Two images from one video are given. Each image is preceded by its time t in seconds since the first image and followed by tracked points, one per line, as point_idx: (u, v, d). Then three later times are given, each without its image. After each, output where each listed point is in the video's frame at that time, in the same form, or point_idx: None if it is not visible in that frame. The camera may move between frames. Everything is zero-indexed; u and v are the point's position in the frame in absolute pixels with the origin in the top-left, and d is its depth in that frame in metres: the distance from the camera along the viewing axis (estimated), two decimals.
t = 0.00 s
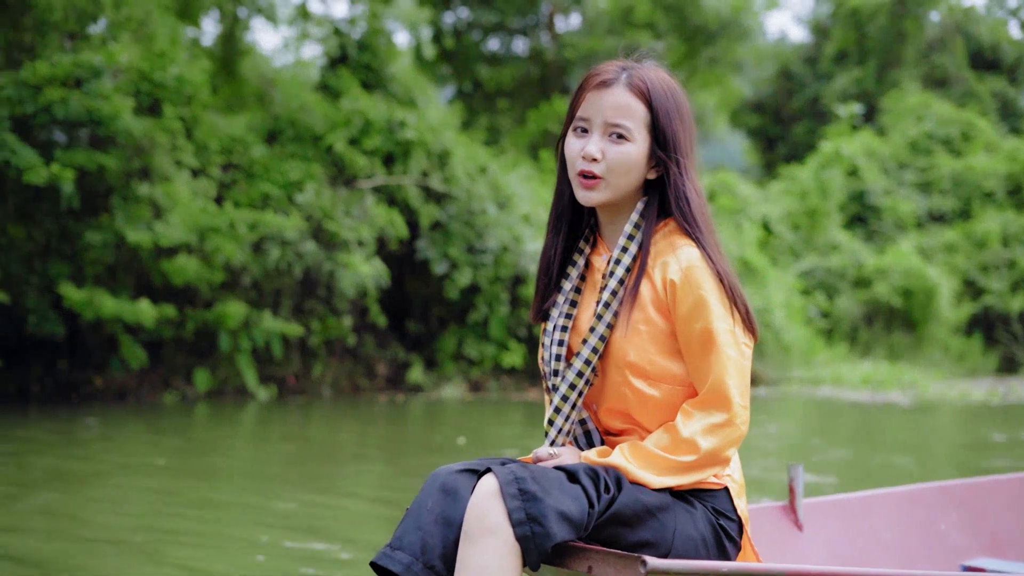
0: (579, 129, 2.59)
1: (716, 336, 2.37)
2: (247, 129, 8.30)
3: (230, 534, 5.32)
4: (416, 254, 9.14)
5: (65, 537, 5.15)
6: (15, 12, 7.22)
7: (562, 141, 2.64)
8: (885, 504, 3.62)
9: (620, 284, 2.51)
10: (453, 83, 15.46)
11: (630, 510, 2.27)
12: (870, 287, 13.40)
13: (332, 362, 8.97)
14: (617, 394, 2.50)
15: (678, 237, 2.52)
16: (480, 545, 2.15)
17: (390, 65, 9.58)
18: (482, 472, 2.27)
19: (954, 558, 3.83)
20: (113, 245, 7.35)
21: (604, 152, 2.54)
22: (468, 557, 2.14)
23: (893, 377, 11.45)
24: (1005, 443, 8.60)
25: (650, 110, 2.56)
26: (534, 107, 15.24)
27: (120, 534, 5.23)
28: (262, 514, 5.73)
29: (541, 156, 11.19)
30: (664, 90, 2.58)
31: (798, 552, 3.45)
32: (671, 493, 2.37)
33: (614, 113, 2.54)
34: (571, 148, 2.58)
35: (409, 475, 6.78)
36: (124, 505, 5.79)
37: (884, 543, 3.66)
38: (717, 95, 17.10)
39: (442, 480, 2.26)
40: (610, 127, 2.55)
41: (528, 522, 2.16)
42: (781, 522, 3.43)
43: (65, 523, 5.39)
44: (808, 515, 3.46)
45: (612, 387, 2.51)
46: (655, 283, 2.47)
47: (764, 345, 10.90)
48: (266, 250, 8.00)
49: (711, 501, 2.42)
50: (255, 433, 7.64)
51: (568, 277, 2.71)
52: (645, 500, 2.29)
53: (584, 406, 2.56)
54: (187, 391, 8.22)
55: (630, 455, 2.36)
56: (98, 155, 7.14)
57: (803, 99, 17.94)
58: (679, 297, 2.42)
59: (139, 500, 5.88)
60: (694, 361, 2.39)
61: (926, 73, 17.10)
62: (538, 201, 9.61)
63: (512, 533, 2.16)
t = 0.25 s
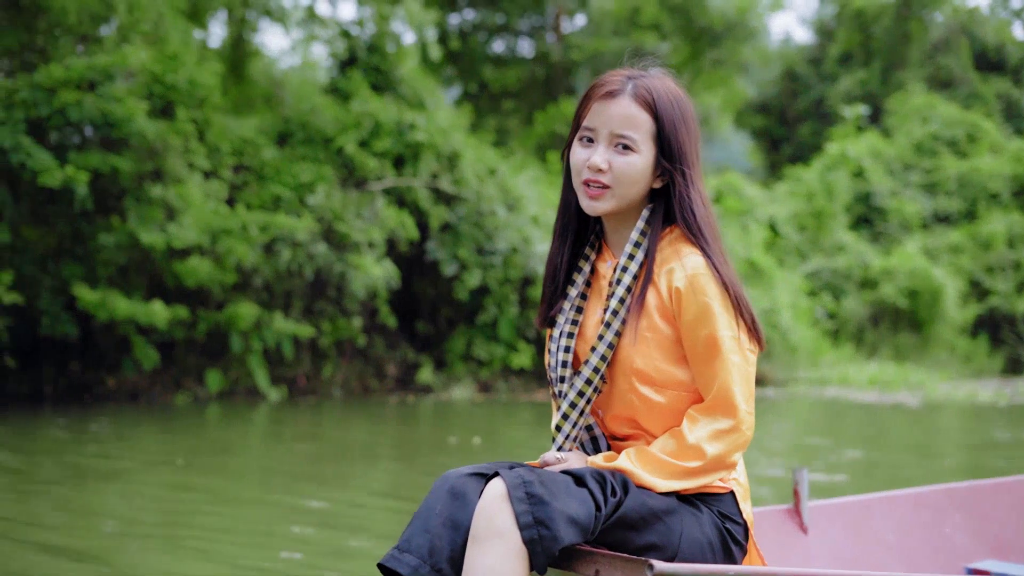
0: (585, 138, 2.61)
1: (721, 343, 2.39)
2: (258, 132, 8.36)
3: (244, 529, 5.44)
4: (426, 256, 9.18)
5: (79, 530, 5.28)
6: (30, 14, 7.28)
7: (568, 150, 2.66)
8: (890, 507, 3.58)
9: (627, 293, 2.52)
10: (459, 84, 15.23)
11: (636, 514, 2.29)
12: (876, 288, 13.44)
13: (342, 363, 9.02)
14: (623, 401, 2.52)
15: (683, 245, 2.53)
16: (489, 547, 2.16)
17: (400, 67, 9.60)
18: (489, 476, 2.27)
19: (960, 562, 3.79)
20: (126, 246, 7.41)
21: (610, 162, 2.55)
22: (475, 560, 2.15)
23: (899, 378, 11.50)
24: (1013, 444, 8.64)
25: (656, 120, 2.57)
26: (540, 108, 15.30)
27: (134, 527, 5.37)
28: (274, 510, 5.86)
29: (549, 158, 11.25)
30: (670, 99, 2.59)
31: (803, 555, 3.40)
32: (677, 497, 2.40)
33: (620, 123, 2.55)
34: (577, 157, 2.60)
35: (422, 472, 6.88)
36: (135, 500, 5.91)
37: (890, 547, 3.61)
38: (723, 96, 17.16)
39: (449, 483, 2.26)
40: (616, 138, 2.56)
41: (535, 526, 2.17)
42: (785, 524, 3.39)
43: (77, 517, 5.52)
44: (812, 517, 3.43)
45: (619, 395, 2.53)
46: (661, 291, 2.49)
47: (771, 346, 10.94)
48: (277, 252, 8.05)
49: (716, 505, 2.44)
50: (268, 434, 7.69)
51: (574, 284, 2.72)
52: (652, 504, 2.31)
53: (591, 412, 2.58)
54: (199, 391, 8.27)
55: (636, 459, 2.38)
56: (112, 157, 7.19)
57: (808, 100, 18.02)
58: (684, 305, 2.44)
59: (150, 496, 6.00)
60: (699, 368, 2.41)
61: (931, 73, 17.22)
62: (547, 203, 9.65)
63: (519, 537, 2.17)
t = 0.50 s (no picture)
0: (593, 145, 2.61)
1: (726, 350, 2.40)
2: (269, 134, 8.41)
3: (258, 524, 5.55)
4: (436, 257, 9.23)
5: (92, 524, 5.41)
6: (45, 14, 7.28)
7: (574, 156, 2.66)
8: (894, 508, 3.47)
9: (633, 299, 2.52)
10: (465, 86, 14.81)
11: (641, 517, 2.30)
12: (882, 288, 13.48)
13: (352, 363, 9.07)
14: (629, 407, 2.53)
15: (688, 252, 2.54)
16: (495, 551, 2.15)
17: (409, 69, 9.72)
18: (496, 481, 2.28)
19: (962, 563, 3.71)
20: (140, 248, 7.48)
21: (618, 170, 2.56)
22: (482, 563, 2.15)
23: (907, 378, 11.54)
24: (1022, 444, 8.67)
25: (664, 128, 2.57)
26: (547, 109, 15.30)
27: (146, 521, 5.49)
28: (285, 506, 5.98)
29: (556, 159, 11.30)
30: (678, 107, 2.59)
31: (805, 557, 3.30)
32: (683, 500, 2.41)
33: (628, 132, 2.56)
34: (584, 164, 2.60)
35: (436, 469, 7.00)
36: (144, 496, 6.02)
37: (894, 548, 3.53)
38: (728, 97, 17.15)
39: (455, 488, 2.27)
40: (624, 146, 2.57)
41: (541, 530, 2.16)
42: (790, 526, 3.27)
43: (87, 512, 5.64)
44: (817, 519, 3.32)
45: (626, 400, 2.54)
46: (666, 298, 2.50)
47: (779, 346, 10.99)
48: (289, 253, 8.10)
49: (721, 508, 2.44)
50: (282, 434, 7.74)
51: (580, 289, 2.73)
52: (657, 507, 2.32)
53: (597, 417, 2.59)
54: (211, 392, 8.32)
55: (642, 463, 2.40)
56: (126, 160, 7.24)
57: (813, 101, 18.08)
58: (689, 313, 2.45)
59: (158, 492, 6.11)
60: (705, 375, 2.42)
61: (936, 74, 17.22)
62: (556, 204, 9.70)
63: (525, 540, 2.16)
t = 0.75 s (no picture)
0: (603, 148, 2.66)
1: (728, 356, 2.45)
2: (280, 134, 8.45)
3: (270, 519, 5.65)
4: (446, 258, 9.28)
5: (105, 518, 5.53)
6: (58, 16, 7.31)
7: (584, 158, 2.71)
8: (898, 510, 3.51)
9: (638, 303, 2.57)
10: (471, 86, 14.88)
11: (643, 519, 2.35)
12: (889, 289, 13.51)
13: (363, 364, 9.11)
14: (632, 409, 2.58)
15: (693, 257, 2.58)
16: (498, 555, 2.22)
17: (417, 70, 9.77)
18: (501, 485, 2.35)
19: (965, 565, 3.74)
20: (154, 249, 7.53)
21: (626, 175, 2.60)
22: (485, 566, 2.22)
23: (914, 379, 11.58)
24: None
25: (674, 134, 2.61)
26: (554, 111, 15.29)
27: (159, 517, 5.60)
28: (298, 503, 6.06)
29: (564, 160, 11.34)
30: (689, 114, 2.63)
31: (808, 559, 3.31)
32: (686, 503, 2.45)
33: (638, 136, 2.60)
34: (593, 166, 2.64)
35: (445, 466, 7.09)
36: (156, 492, 6.12)
37: (898, 550, 3.56)
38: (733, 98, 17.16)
39: (460, 492, 2.35)
40: (634, 150, 2.61)
41: (544, 533, 2.22)
42: (792, 528, 3.29)
43: (98, 508, 5.75)
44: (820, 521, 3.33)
45: (630, 402, 2.58)
46: (669, 303, 2.54)
47: (786, 347, 11.01)
48: (301, 254, 8.13)
49: (724, 510, 2.48)
50: (295, 434, 7.78)
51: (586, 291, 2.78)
52: (659, 509, 2.37)
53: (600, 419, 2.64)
54: (223, 392, 8.36)
55: (644, 466, 2.44)
56: (139, 161, 7.28)
57: (818, 102, 18.12)
58: (692, 318, 2.49)
59: (170, 489, 6.21)
60: (707, 379, 2.47)
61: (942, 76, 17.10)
62: (565, 204, 9.74)
63: (529, 544, 2.23)
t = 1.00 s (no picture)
0: (615, 148, 2.66)
1: (730, 359, 2.46)
2: (292, 136, 8.49)
3: (284, 517, 5.72)
4: (455, 259, 9.32)
5: (120, 512, 5.68)
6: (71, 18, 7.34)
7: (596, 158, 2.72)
8: (900, 511, 3.57)
9: (642, 304, 2.57)
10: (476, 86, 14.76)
11: (644, 520, 2.35)
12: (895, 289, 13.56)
13: (373, 364, 9.16)
14: (633, 410, 2.59)
15: (699, 260, 2.59)
16: (500, 557, 2.21)
17: (426, 72, 9.82)
18: (502, 487, 2.35)
19: (968, 566, 3.79)
20: (167, 250, 7.60)
21: (636, 176, 2.60)
22: (487, 568, 2.21)
23: (921, 379, 11.63)
24: None
25: (687, 138, 2.62)
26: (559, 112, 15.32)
27: (171, 510, 5.75)
28: (307, 498, 6.20)
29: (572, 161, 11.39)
30: (702, 118, 2.64)
31: (811, 560, 3.37)
32: (687, 505, 2.46)
33: (651, 139, 2.60)
34: (604, 166, 2.65)
35: (453, 464, 7.20)
36: (167, 488, 6.26)
37: (901, 551, 3.62)
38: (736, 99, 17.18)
39: (463, 493, 2.35)
40: (645, 153, 2.61)
41: (546, 535, 2.22)
42: (795, 529, 3.35)
43: (113, 502, 5.90)
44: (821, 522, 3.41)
45: (633, 402, 2.58)
46: (674, 305, 2.54)
47: (793, 347, 11.06)
48: (312, 255, 8.18)
49: (725, 511, 2.51)
50: (305, 434, 7.83)
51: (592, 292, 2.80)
52: (660, 510, 2.37)
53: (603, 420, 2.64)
54: (234, 392, 8.42)
55: (647, 466, 2.45)
56: (152, 163, 7.32)
57: (822, 102, 18.18)
58: (696, 319, 2.50)
59: (182, 485, 6.34)
60: (710, 382, 2.48)
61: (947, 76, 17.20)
62: (574, 205, 9.79)
63: (531, 545, 2.22)
